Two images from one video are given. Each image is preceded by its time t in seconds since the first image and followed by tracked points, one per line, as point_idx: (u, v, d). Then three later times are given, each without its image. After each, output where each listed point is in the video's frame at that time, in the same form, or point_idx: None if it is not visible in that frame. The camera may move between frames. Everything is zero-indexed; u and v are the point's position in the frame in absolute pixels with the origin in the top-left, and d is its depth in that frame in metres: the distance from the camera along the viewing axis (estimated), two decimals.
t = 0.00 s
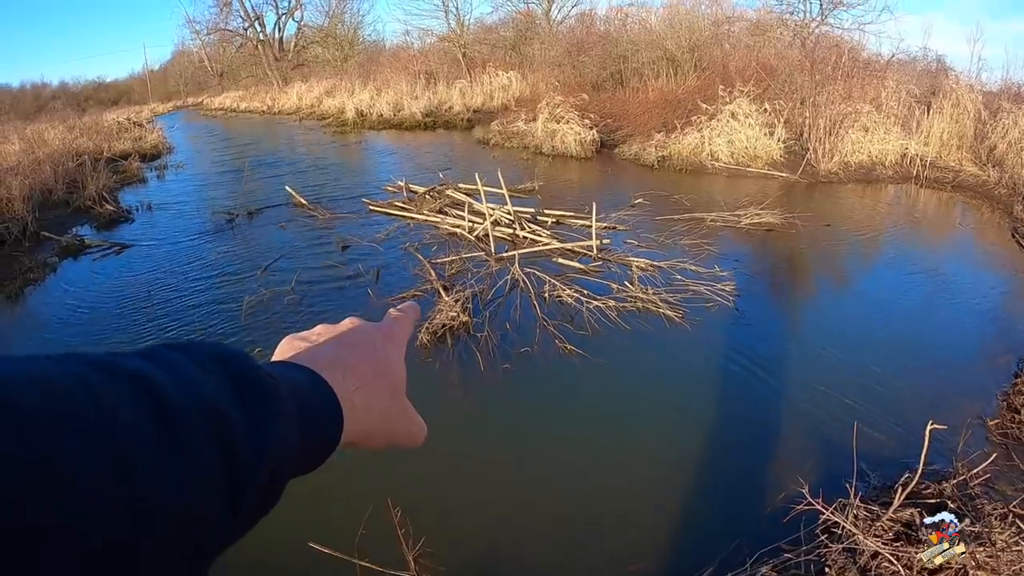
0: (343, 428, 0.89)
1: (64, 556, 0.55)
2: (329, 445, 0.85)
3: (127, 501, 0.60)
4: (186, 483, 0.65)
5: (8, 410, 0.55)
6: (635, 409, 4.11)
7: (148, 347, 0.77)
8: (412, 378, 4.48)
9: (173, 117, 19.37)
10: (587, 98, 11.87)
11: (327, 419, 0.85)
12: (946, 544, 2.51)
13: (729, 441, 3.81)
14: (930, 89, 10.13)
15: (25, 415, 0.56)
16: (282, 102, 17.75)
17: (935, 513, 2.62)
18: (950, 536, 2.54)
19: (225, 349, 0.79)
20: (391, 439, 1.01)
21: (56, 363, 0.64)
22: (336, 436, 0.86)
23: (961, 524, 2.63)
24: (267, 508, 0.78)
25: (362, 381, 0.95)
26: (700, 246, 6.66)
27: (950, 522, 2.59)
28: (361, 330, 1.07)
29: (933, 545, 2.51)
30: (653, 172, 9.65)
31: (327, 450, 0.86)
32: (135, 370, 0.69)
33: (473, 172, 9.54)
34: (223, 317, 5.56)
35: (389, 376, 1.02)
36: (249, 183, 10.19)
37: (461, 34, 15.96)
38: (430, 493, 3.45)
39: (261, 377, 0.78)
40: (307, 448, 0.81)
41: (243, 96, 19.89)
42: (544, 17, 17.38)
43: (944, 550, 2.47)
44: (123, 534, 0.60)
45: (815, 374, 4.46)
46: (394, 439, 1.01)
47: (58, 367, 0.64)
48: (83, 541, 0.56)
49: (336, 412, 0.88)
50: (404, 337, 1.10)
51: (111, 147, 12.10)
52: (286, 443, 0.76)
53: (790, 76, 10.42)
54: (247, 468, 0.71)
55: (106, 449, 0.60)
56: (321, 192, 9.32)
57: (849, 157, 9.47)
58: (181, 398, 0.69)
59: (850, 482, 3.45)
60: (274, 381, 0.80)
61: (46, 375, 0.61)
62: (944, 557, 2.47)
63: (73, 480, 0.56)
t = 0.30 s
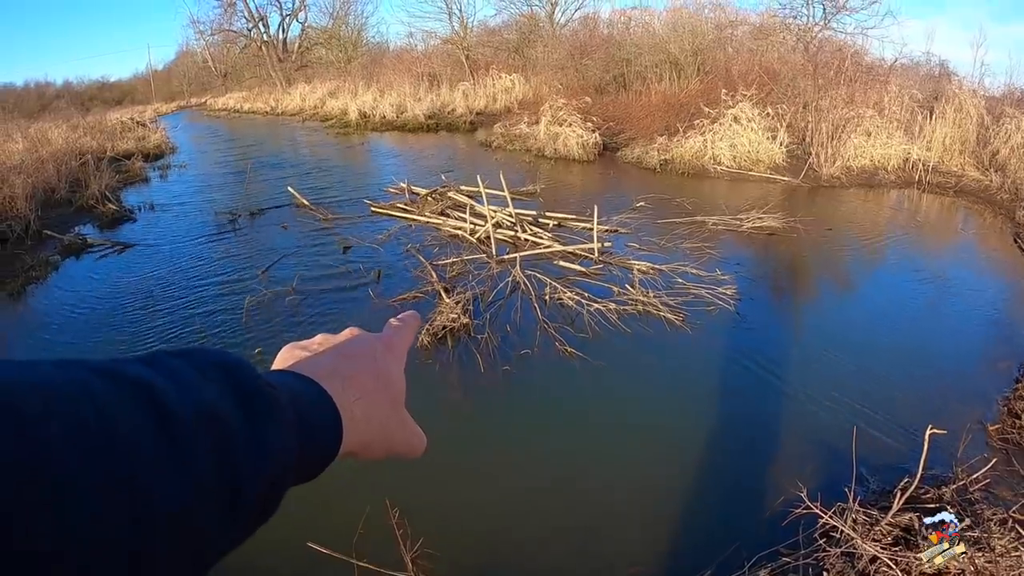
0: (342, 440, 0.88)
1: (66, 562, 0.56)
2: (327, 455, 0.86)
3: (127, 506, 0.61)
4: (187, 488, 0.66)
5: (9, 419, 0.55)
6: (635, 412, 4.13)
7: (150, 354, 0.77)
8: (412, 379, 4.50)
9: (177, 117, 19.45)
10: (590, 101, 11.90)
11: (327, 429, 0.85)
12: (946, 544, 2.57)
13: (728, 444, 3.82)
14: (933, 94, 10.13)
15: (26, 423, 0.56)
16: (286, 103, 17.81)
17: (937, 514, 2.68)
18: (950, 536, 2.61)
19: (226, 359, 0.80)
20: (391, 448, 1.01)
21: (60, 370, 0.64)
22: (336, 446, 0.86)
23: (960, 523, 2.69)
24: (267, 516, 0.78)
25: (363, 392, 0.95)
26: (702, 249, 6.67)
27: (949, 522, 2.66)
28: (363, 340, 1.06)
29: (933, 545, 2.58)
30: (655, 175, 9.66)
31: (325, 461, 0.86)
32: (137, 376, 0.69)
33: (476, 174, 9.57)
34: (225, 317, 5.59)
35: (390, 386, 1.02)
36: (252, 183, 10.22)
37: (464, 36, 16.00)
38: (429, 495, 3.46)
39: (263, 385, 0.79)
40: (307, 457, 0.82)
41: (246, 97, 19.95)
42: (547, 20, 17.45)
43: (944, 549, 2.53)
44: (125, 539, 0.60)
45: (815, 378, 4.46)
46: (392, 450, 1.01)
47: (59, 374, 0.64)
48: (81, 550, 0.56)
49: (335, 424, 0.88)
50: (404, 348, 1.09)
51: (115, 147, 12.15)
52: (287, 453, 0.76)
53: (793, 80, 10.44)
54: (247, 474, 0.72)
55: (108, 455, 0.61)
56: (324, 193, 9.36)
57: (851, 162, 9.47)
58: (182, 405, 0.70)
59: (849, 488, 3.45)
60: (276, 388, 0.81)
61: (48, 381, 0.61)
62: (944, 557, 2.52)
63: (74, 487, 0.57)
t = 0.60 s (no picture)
0: (344, 431, 0.89)
1: (64, 553, 0.55)
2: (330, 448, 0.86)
3: (127, 497, 0.60)
4: (188, 478, 0.66)
5: (9, 408, 0.55)
6: (636, 413, 4.14)
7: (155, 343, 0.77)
8: (414, 380, 4.52)
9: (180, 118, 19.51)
10: (593, 104, 11.92)
11: (329, 418, 0.86)
12: (946, 543, 2.58)
13: (728, 446, 3.83)
14: (935, 98, 10.15)
15: (26, 410, 0.56)
16: (289, 104, 17.87)
17: (936, 513, 2.70)
18: (950, 535, 2.62)
19: (231, 351, 0.80)
20: (392, 441, 1.02)
21: (63, 356, 0.64)
22: (337, 436, 0.86)
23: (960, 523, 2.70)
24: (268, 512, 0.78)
25: (363, 383, 0.96)
26: (704, 252, 6.68)
27: (950, 521, 2.67)
28: (359, 336, 1.08)
29: (933, 545, 2.60)
30: (657, 178, 9.67)
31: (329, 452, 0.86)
32: (141, 366, 0.69)
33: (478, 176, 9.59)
34: (227, 316, 5.61)
35: (389, 379, 1.04)
36: (254, 184, 10.24)
37: (467, 38, 16.04)
38: (429, 496, 3.47)
39: (266, 376, 0.79)
40: (311, 451, 0.82)
41: (250, 98, 20.01)
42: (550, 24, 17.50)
43: (944, 549, 2.54)
44: (124, 530, 0.60)
45: (816, 382, 4.47)
46: (392, 443, 1.02)
47: (62, 361, 0.64)
48: (78, 543, 0.56)
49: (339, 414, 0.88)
50: (399, 341, 1.12)
51: (118, 147, 12.19)
52: (289, 447, 0.76)
53: (795, 84, 10.46)
54: (249, 464, 0.72)
55: (107, 444, 0.61)
56: (326, 194, 9.38)
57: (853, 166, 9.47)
58: (186, 396, 0.70)
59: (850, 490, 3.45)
60: (277, 379, 0.82)
61: (52, 367, 0.61)
62: (945, 558, 2.53)
63: (72, 476, 0.57)
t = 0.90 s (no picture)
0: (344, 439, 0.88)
1: (65, 561, 0.57)
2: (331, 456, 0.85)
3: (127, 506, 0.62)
4: (189, 488, 0.67)
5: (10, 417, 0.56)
6: (636, 416, 4.15)
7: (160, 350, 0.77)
8: (415, 382, 4.53)
9: (182, 119, 19.57)
10: (595, 107, 11.95)
11: (328, 428, 0.85)
12: (946, 544, 2.59)
13: (728, 449, 3.84)
14: (937, 103, 10.15)
15: (27, 421, 0.57)
16: (291, 106, 17.91)
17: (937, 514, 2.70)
18: (950, 536, 2.62)
19: (234, 359, 0.80)
20: (393, 450, 1.01)
21: (65, 365, 0.64)
22: (337, 446, 0.86)
23: (960, 526, 2.71)
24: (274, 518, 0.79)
25: (363, 391, 0.95)
26: (705, 256, 6.69)
27: (950, 522, 2.67)
28: (360, 342, 1.07)
29: (933, 545, 2.61)
30: (659, 182, 9.69)
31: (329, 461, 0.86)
32: (144, 374, 0.70)
33: (480, 179, 9.62)
34: (228, 317, 5.64)
35: (390, 387, 1.02)
36: (257, 185, 10.26)
37: (470, 41, 16.10)
38: (430, 498, 3.49)
39: (268, 387, 0.79)
40: (311, 460, 0.82)
41: (253, 100, 20.06)
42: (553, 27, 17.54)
43: (944, 550, 2.55)
44: (122, 539, 0.61)
45: (815, 386, 4.48)
46: (392, 451, 1.00)
47: (65, 369, 0.64)
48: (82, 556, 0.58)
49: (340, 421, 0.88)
50: (400, 348, 1.11)
51: (120, 147, 12.23)
52: (288, 458, 0.77)
53: (798, 88, 10.47)
54: (250, 475, 0.73)
55: (109, 454, 0.62)
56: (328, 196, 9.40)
57: (855, 170, 9.47)
58: (189, 408, 0.70)
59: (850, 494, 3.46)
60: (278, 387, 0.81)
61: (54, 377, 0.62)
62: (944, 557, 2.54)
63: (74, 487, 0.58)
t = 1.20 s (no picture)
0: (339, 463, 0.89)
1: None
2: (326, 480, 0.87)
3: (122, 525, 0.63)
4: (185, 509, 0.69)
5: (11, 439, 0.57)
6: (636, 418, 4.16)
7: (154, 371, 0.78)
8: (415, 382, 4.55)
9: (185, 120, 19.64)
10: (596, 110, 11.98)
11: (324, 453, 0.86)
12: (946, 544, 2.60)
13: (727, 452, 3.85)
14: (938, 106, 10.16)
15: (27, 442, 0.58)
16: (293, 107, 17.96)
17: (936, 514, 2.71)
18: (950, 536, 2.64)
19: (229, 381, 0.81)
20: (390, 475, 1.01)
21: (63, 389, 0.65)
22: (333, 471, 0.88)
23: (961, 527, 2.72)
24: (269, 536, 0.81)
25: (359, 416, 0.96)
26: (706, 259, 6.71)
27: (950, 522, 2.69)
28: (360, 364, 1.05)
29: (933, 546, 2.61)
30: (660, 184, 9.72)
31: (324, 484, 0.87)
32: (140, 398, 0.70)
33: (481, 181, 9.65)
34: (229, 317, 5.66)
35: (388, 413, 1.01)
36: (259, 186, 10.28)
37: (472, 43, 16.15)
38: (429, 499, 3.50)
39: (265, 413, 0.80)
40: (305, 484, 0.83)
41: (256, 101, 20.13)
42: (555, 30, 17.61)
43: (944, 550, 2.57)
44: (116, 558, 0.62)
45: (815, 388, 4.49)
46: (389, 476, 1.00)
47: (64, 392, 0.65)
48: None
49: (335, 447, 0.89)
50: (401, 373, 1.08)
51: (122, 147, 12.27)
52: (283, 482, 0.78)
53: (800, 91, 10.48)
54: (246, 501, 0.75)
55: (105, 475, 0.63)
56: (330, 197, 9.43)
57: (856, 173, 9.49)
58: (184, 431, 0.72)
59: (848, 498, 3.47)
60: (273, 411, 0.83)
61: (50, 400, 0.63)
62: (944, 557, 2.56)
63: (70, 509, 0.59)
